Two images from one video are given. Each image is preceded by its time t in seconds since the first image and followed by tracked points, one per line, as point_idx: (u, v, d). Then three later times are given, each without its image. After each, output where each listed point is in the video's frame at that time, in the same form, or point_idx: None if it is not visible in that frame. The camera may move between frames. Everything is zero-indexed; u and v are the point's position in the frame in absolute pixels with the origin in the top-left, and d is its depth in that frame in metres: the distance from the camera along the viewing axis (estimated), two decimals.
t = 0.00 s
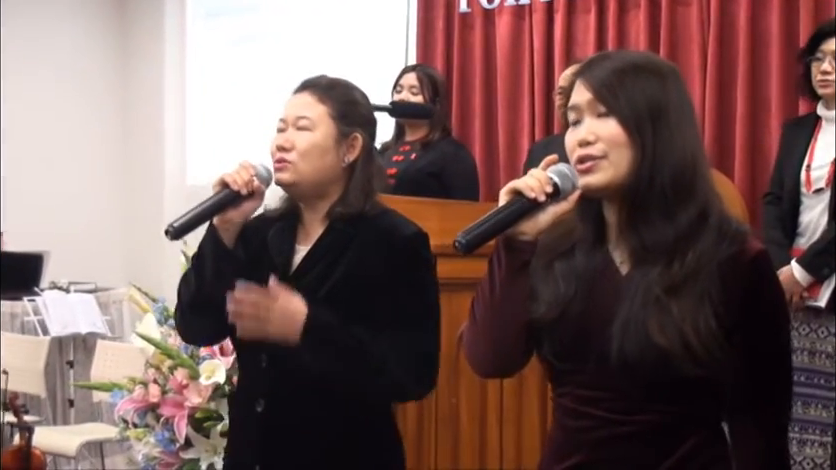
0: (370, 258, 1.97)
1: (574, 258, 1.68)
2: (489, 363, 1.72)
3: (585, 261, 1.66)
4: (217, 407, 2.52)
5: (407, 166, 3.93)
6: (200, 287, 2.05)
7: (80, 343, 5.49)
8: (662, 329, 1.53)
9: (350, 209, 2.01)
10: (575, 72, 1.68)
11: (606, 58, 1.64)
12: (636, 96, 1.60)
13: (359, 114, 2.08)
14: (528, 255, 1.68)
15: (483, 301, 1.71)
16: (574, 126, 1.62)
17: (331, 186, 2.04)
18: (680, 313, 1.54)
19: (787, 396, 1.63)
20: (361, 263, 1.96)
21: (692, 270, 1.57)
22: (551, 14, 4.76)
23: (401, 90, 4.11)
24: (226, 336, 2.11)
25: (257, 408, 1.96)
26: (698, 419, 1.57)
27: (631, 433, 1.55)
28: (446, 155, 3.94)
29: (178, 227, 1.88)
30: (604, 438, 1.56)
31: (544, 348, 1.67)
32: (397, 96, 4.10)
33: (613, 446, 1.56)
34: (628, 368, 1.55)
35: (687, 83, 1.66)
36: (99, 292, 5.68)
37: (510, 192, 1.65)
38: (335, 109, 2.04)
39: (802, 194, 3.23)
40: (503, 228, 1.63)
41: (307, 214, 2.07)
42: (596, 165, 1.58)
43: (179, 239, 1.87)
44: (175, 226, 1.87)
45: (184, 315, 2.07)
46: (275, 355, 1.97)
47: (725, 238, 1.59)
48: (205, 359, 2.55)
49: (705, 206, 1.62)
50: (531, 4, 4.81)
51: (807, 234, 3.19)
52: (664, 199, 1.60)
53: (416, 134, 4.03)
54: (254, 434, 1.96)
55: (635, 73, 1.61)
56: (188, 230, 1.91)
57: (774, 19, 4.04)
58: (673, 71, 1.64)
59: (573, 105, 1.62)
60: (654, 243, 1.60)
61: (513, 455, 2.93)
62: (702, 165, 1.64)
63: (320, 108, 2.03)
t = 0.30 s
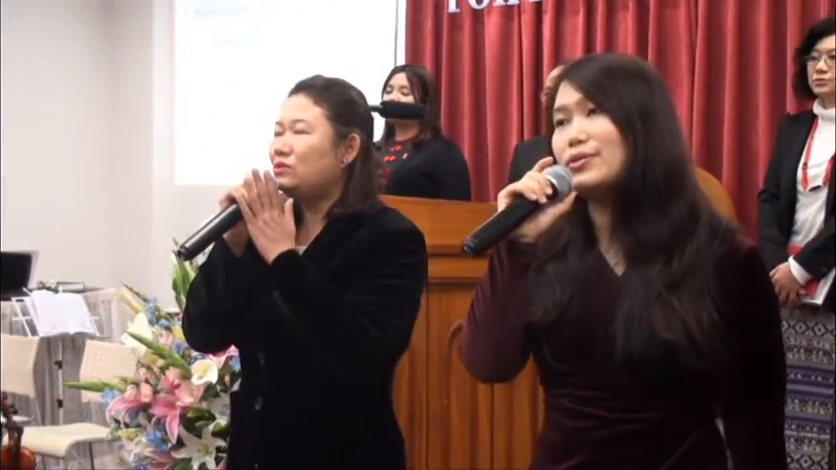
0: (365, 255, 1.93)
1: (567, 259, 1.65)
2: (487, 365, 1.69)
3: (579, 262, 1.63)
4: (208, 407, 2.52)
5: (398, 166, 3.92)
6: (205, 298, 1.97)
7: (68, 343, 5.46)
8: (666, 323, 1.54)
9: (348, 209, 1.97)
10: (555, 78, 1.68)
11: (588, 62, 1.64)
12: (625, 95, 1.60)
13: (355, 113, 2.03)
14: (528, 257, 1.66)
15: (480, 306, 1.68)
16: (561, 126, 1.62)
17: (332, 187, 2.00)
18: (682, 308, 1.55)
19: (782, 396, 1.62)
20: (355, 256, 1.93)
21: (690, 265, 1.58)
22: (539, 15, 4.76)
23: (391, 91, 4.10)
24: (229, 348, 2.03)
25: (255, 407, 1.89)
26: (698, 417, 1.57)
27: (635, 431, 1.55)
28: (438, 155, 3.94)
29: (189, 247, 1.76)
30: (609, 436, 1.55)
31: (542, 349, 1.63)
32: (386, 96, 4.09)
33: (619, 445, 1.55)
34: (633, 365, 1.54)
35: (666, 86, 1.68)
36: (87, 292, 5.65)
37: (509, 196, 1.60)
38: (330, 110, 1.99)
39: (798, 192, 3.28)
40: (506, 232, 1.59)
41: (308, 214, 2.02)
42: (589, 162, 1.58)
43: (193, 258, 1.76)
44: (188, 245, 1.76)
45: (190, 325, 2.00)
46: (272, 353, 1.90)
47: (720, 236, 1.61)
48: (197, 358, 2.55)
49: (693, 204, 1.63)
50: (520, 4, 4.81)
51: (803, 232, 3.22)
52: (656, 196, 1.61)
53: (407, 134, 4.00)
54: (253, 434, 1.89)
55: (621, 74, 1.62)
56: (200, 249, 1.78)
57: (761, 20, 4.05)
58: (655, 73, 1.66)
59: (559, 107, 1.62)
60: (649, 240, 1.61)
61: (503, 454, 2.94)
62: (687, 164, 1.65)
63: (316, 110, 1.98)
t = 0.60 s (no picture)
0: (352, 255, 1.92)
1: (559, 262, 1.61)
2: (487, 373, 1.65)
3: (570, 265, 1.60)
4: (198, 407, 2.51)
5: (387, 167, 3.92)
6: (196, 298, 1.97)
7: (56, 343, 5.43)
8: (661, 314, 1.53)
9: (335, 210, 1.97)
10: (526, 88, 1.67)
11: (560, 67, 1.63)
12: (601, 95, 1.59)
13: (347, 113, 2.03)
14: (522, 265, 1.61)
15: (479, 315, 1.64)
16: (539, 132, 1.60)
17: (321, 186, 1.99)
18: (676, 298, 1.54)
19: (777, 386, 1.62)
20: (347, 253, 1.92)
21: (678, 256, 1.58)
22: (527, 15, 4.77)
23: (381, 91, 4.10)
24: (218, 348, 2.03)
25: (246, 405, 1.90)
26: (695, 414, 1.55)
27: (637, 428, 1.53)
28: (428, 155, 3.94)
29: (180, 250, 1.78)
30: (611, 435, 1.53)
31: (542, 353, 1.60)
32: (376, 96, 4.09)
33: (619, 443, 1.53)
34: (632, 359, 1.52)
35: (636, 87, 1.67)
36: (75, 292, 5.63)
37: (499, 202, 1.57)
38: (321, 109, 1.99)
39: (793, 191, 3.32)
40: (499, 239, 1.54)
41: (295, 211, 2.02)
42: (574, 162, 1.56)
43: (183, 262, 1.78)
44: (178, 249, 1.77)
45: (182, 325, 2.00)
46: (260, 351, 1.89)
47: (704, 225, 1.61)
48: (187, 358, 2.55)
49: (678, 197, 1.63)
50: (508, 5, 4.81)
51: (797, 231, 3.29)
52: (642, 190, 1.60)
53: (397, 135, 4.00)
54: (244, 429, 1.90)
55: (595, 76, 1.61)
56: (192, 250, 1.81)
57: (747, 20, 4.06)
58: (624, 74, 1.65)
59: (535, 114, 1.60)
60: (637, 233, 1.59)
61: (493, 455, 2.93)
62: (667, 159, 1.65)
63: (307, 108, 1.99)
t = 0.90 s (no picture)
0: (339, 256, 1.91)
1: (544, 268, 1.63)
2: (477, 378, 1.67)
3: (557, 268, 1.62)
4: (184, 408, 2.51)
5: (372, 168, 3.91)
6: (181, 298, 1.95)
7: (38, 344, 5.42)
8: (644, 315, 1.53)
9: (322, 208, 1.96)
10: (506, 97, 1.67)
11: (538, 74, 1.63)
12: (580, 101, 1.59)
13: (332, 113, 2.03)
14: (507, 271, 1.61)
15: (466, 327, 1.65)
16: (521, 142, 1.60)
17: (306, 186, 1.99)
18: (657, 300, 1.55)
19: (766, 373, 1.63)
20: (335, 254, 1.91)
21: (658, 257, 1.58)
22: (510, 18, 4.76)
23: (366, 91, 4.09)
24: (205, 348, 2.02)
25: (233, 406, 1.90)
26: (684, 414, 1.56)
27: (628, 427, 1.54)
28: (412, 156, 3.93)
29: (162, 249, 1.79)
30: (603, 435, 1.54)
31: (532, 358, 1.62)
32: (361, 97, 4.08)
33: (611, 444, 1.54)
34: (618, 361, 1.53)
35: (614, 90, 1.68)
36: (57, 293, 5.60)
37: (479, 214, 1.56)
38: (305, 109, 1.99)
39: (782, 193, 3.35)
40: (479, 251, 1.53)
41: (280, 211, 2.01)
42: (555, 170, 1.57)
43: (166, 260, 1.78)
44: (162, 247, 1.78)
45: (170, 328, 1.98)
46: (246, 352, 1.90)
47: (684, 222, 1.62)
48: (173, 359, 2.54)
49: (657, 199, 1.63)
50: (491, 6, 4.80)
51: (786, 232, 3.33)
52: (621, 193, 1.60)
53: (382, 136, 4.01)
54: (232, 429, 1.90)
55: (574, 83, 1.61)
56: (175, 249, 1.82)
57: (730, 21, 4.06)
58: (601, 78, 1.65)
59: (516, 122, 1.60)
60: (618, 237, 1.60)
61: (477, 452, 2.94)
62: (648, 161, 1.65)
63: (292, 108, 1.99)
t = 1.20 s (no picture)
0: (326, 259, 1.91)
1: (531, 271, 1.66)
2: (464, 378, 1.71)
3: (544, 272, 1.65)
4: (165, 409, 2.51)
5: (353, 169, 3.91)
6: (163, 298, 1.97)
7: (19, 346, 5.41)
8: (624, 322, 1.54)
9: (309, 210, 1.97)
10: (495, 100, 1.68)
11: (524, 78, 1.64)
12: (565, 106, 1.60)
13: (312, 113, 2.03)
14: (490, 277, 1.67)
15: (452, 329, 1.70)
16: (509, 144, 1.62)
17: (286, 186, 2.00)
18: (637, 305, 1.56)
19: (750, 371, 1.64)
20: (320, 257, 1.92)
21: (640, 262, 1.59)
22: (491, 20, 4.77)
23: (347, 92, 4.09)
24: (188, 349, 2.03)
25: (217, 406, 1.90)
26: (668, 414, 1.57)
27: (613, 427, 1.55)
28: (392, 157, 3.93)
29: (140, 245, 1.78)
30: (586, 434, 1.56)
31: (518, 359, 1.66)
32: (342, 98, 4.07)
33: (597, 443, 1.56)
34: (599, 365, 1.55)
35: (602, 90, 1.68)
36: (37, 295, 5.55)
37: (462, 218, 1.59)
38: (285, 109, 1.99)
39: (765, 194, 3.34)
40: (462, 255, 1.57)
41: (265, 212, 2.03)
42: (540, 177, 1.58)
43: (144, 258, 1.78)
44: (141, 243, 1.77)
45: (156, 330, 2.00)
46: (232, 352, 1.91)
47: (667, 224, 1.63)
48: (154, 361, 2.53)
49: (641, 202, 1.64)
50: (472, 8, 4.81)
51: (769, 234, 3.30)
52: (605, 197, 1.61)
53: (363, 136, 4.00)
54: (215, 431, 1.90)
55: (558, 87, 1.62)
56: (155, 244, 1.82)
57: (710, 21, 4.07)
58: (588, 78, 1.65)
59: (503, 126, 1.61)
60: (601, 242, 1.62)
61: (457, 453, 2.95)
62: (634, 163, 1.65)
63: (271, 109, 1.99)
